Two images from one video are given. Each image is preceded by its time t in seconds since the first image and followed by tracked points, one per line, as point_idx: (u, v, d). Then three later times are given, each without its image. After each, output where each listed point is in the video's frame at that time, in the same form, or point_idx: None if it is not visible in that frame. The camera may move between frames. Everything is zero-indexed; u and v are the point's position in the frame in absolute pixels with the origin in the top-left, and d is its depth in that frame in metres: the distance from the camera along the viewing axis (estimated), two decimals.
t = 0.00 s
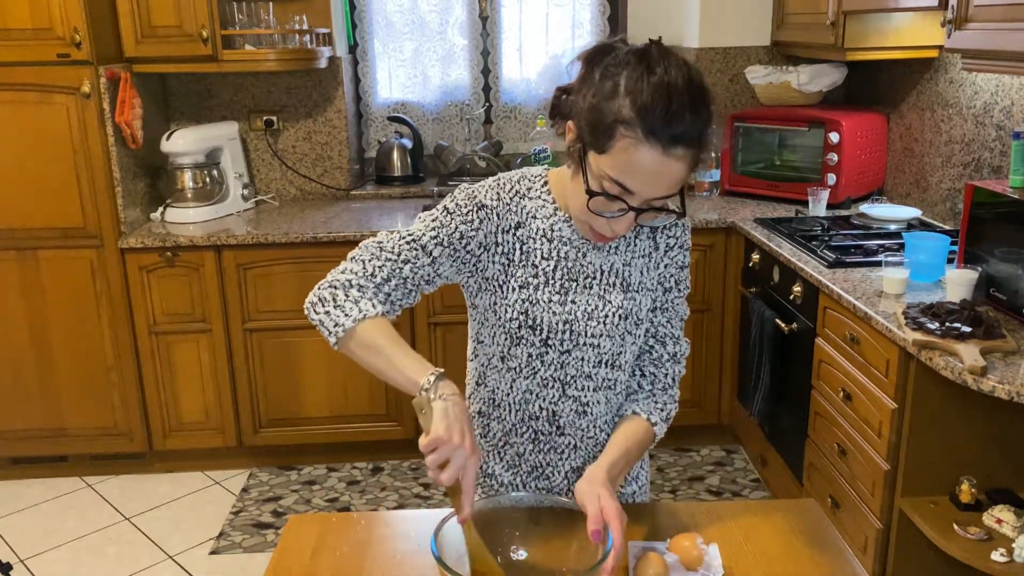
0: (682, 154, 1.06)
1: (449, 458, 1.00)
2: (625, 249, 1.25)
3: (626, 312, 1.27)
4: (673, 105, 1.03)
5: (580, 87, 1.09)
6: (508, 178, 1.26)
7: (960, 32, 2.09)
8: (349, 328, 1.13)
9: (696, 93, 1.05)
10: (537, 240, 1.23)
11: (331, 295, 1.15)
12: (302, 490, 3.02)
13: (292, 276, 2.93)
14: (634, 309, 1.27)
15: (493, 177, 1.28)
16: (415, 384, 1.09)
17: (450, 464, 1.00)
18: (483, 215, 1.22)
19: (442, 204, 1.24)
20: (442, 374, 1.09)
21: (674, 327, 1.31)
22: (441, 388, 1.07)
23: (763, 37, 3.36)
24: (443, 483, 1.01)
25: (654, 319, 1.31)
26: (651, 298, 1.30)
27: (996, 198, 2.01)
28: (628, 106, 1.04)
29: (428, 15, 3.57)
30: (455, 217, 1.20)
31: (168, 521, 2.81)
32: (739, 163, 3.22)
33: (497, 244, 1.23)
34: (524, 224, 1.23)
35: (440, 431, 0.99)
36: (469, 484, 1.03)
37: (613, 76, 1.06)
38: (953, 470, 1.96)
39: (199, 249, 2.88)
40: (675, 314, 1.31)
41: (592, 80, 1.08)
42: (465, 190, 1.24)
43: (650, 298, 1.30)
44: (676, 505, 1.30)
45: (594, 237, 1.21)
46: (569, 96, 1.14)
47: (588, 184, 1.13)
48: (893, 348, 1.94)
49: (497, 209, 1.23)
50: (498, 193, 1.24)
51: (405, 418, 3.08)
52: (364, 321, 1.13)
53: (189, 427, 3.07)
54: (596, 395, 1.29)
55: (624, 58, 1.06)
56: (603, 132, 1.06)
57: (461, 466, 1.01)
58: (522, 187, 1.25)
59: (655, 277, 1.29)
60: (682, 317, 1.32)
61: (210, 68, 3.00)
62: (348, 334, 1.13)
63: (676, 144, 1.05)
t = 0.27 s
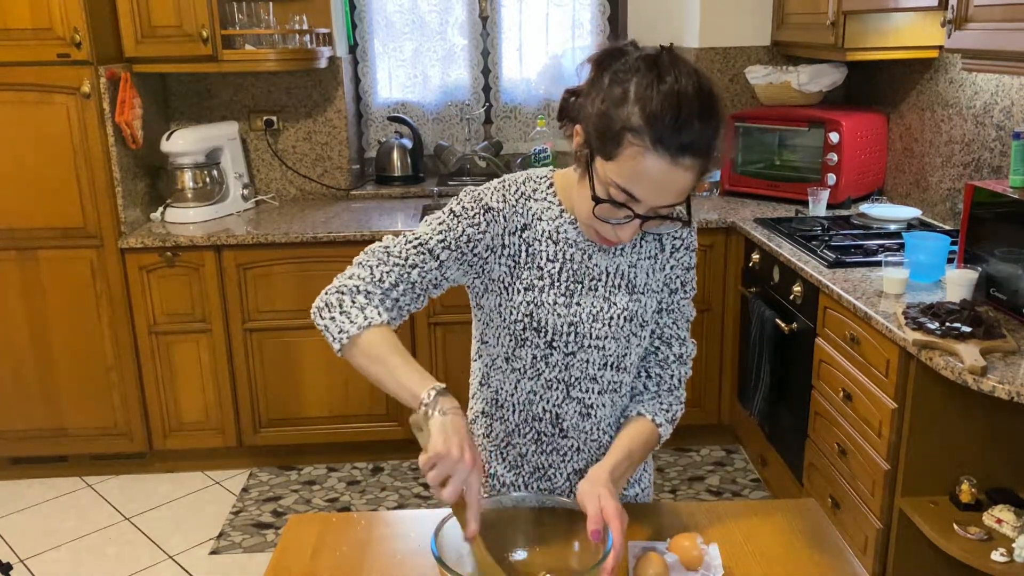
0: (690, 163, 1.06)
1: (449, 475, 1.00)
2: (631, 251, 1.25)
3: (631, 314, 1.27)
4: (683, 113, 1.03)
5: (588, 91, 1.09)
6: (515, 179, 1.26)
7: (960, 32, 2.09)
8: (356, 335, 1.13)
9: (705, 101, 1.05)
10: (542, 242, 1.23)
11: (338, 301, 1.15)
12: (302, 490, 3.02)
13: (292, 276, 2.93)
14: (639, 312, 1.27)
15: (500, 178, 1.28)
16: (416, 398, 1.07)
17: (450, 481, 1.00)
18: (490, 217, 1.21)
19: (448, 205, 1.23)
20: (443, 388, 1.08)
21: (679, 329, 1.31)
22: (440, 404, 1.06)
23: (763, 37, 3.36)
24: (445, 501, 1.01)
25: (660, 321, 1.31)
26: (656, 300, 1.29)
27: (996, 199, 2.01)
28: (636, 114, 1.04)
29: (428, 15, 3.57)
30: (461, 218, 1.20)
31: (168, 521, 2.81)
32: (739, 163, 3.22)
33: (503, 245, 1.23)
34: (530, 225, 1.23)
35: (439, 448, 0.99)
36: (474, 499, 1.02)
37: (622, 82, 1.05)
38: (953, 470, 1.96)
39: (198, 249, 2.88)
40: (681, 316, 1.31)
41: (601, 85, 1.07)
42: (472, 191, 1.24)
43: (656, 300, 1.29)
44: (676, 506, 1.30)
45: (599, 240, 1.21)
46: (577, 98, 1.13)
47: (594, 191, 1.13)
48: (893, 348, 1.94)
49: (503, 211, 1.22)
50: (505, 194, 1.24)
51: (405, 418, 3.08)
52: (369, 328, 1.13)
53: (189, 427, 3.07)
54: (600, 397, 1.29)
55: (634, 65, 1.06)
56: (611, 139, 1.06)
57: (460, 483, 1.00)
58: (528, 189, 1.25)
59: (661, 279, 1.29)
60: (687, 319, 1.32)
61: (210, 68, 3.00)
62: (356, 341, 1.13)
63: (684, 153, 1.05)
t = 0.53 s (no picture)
0: (697, 170, 1.06)
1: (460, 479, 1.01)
2: (634, 252, 1.25)
3: (635, 315, 1.27)
4: (691, 119, 1.03)
5: (595, 94, 1.09)
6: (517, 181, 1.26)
7: (960, 32, 2.09)
8: (361, 340, 1.13)
9: (712, 107, 1.05)
10: (545, 244, 1.23)
11: (341, 305, 1.15)
12: (302, 489, 3.02)
13: (291, 277, 2.93)
14: (642, 313, 1.27)
15: (502, 179, 1.28)
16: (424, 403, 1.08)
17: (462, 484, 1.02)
18: (492, 219, 1.21)
19: (450, 207, 1.23)
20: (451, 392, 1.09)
21: (682, 330, 1.32)
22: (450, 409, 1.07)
23: (763, 36, 3.36)
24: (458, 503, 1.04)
25: (663, 321, 1.31)
26: (659, 301, 1.29)
27: (996, 198, 2.01)
28: (643, 119, 1.04)
29: (428, 15, 3.57)
30: (463, 221, 1.20)
31: (168, 521, 2.81)
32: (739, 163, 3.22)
33: (505, 248, 1.23)
34: (532, 227, 1.23)
35: (450, 453, 1.01)
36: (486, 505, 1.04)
37: (629, 86, 1.05)
38: (953, 470, 1.96)
39: (198, 249, 2.88)
40: (683, 316, 1.31)
41: (607, 88, 1.07)
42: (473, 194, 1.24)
43: (659, 301, 1.29)
44: (676, 506, 1.30)
45: (601, 243, 1.21)
46: (581, 100, 1.13)
47: (599, 195, 1.13)
48: (893, 349, 1.94)
49: (505, 213, 1.22)
50: (506, 197, 1.23)
51: (405, 418, 3.08)
52: (375, 332, 1.14)
53: (189, 427, 3.07)
54: (603, 399, 1.29)
55: (642, 69, 1.05)
56: (618, 144, 1.06)
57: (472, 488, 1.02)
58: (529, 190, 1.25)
59: (664, 280, 1.29)
60: (690, 319, 1.32)
61: (210, 68, 3.00)
62: (363, 346, 1.13)
63: (691, 160, 1.05)
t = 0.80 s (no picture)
0: (701, 175, 1.06)
1: (459, 486, 1.02)
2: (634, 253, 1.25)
3: (635, 316, 1.27)
4: (696, 124, 1.03)
5: (599, 96, 1.09)
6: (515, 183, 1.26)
7: (960, 32, 2.09)
8: (358, 347, 1.13)
9: (717, 111, 1.05)
10: (544, 246, 1.23)
11: (339, 314, 1.15)
12: (302, 490, 3.02)
13: (291, 277, 2.93)
14: (643, 313, 1.27)
15: (501, 182, 1.28)
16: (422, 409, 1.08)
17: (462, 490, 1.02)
18: (490, 223, 1.21)
19: (448, 212, 1.24)
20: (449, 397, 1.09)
21: (683, 330, 1.31)
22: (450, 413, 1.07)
23: (763, 36, 3.36)
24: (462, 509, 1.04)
25: (664, 322, 1.31)
26: (660, 301, 1.29)
27: (996, 198, 2.01)
28: (648, 123, 1.04)
29: (428, 15, 3.57)
30: (461, 226, 1.20)
31: (168, 521, 2.81)
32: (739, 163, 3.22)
33: (504, 251, 1.23)
34: (531, 230, 1.23)
35: (446, 462, 1.01)
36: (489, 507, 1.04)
37: (633, 89, 1.05)
38: (953, 470, 1.96)
39: (198, 248, 2.88)
40: (684, 316, 1.31)
41: (612, 90, 1.07)
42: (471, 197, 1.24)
43: (660, 302, 1.29)
44: (677, 506, 1.30)
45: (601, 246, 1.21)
46: (583, 101, 1.13)
47: (602, 199, 1.12)
48: (894, 349, 1.94)
49: (503, 216, 1.22)
50: (504, 200, 1.23)
51: (405, 418, 3.08)
52: (373, 339, 1.14)
53: (188, 427, 3.07)
54: (604, 400, 1.29)
55: (647, 72, 1.05)
56: (622, 148, 1.06)
57: (473, 491, 1.02)
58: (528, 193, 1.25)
59: (664, 280, 1.29)
60: (691, 319, 1.32)
61: (210, 68, 2.99)
62: (361, 354, 1.14)
63: (696, 165, 1.05)
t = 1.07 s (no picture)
0: (698, 176, 1.06)
1: (460, 485, 1.03)
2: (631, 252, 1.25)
3: (633, 317, 1.26)
4: (694, 125, 1.03)
5: (596, 96, 1.09)
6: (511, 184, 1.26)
7: (960, 32, 2.09)
8: (355, 351, 1.13)
9: (715, 112, 1.05)
10: (540, 247, 1.23)
11: (336, 317, 1.15)
12: (302, 490, 3.02)
13: (291, 277, 2.93)
14: (641, 314, 1.27)
15: (497, 182, 1.28)
16: (416, 408, 1.08)
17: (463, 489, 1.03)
18: (485, 224, 1.22)
19: (443, 214, 1.23)
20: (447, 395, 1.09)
21: (682, 329, 1.31)
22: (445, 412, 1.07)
23: (763, 36, 3.36)
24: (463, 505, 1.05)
25: (662, 321, 1.31)
26: (658, 301, 1.29)
27: (996, 199, 2.01)
28: (646, 124, 1.04)
29: (427, 15, 3.57)
30: (455, 227, 1.20)
31: (168, 521, 2.81)
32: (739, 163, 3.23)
33: (500, 252, 1.23)
34: (527, 231, 1.23)
35: (446, 462, 1.02)
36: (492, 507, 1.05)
37: (630, 89, 1.05)
38: (953, 470, 1.96)
39: (198, 248, 2.88)
40: (683, 315, 1.31)
41: (609, 91, 1.07)
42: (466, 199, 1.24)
43: (658, 301, 1.29)
44: (677, 506, 1.30)
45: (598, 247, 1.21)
46: (579, 101, 1.13)
47: (599, 199, 1.12)
48: (893, 349, 1.94)
49: (498, 217, 1.22)
50: (500, 201, 1.23)
51: (405, 418, 3.08)
52: (369, 341, 1.14)
53: (189, 427, 3.07)
54: (603, 401, 1.29)
55: (644, 74, 1.05)
56: (618, 149, 1.06)
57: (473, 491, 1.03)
58: (523, 193, 1.25)
59: (663, 280, 1.29)
60: (690, 318, 1.32)
61: (211, 68, 2.99)
62: (358, 355, 1.13)
63: (693, 166, 1.05)
